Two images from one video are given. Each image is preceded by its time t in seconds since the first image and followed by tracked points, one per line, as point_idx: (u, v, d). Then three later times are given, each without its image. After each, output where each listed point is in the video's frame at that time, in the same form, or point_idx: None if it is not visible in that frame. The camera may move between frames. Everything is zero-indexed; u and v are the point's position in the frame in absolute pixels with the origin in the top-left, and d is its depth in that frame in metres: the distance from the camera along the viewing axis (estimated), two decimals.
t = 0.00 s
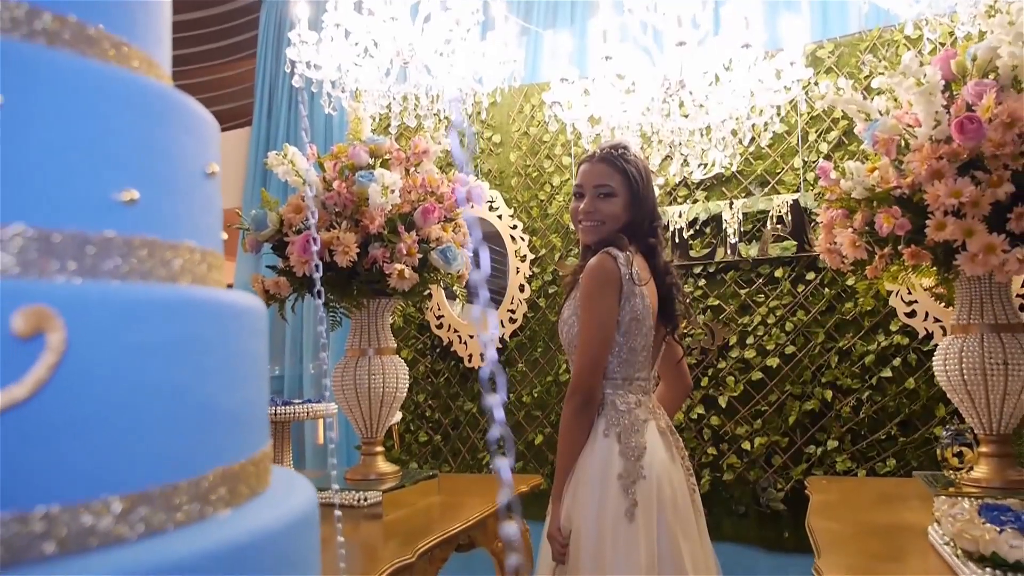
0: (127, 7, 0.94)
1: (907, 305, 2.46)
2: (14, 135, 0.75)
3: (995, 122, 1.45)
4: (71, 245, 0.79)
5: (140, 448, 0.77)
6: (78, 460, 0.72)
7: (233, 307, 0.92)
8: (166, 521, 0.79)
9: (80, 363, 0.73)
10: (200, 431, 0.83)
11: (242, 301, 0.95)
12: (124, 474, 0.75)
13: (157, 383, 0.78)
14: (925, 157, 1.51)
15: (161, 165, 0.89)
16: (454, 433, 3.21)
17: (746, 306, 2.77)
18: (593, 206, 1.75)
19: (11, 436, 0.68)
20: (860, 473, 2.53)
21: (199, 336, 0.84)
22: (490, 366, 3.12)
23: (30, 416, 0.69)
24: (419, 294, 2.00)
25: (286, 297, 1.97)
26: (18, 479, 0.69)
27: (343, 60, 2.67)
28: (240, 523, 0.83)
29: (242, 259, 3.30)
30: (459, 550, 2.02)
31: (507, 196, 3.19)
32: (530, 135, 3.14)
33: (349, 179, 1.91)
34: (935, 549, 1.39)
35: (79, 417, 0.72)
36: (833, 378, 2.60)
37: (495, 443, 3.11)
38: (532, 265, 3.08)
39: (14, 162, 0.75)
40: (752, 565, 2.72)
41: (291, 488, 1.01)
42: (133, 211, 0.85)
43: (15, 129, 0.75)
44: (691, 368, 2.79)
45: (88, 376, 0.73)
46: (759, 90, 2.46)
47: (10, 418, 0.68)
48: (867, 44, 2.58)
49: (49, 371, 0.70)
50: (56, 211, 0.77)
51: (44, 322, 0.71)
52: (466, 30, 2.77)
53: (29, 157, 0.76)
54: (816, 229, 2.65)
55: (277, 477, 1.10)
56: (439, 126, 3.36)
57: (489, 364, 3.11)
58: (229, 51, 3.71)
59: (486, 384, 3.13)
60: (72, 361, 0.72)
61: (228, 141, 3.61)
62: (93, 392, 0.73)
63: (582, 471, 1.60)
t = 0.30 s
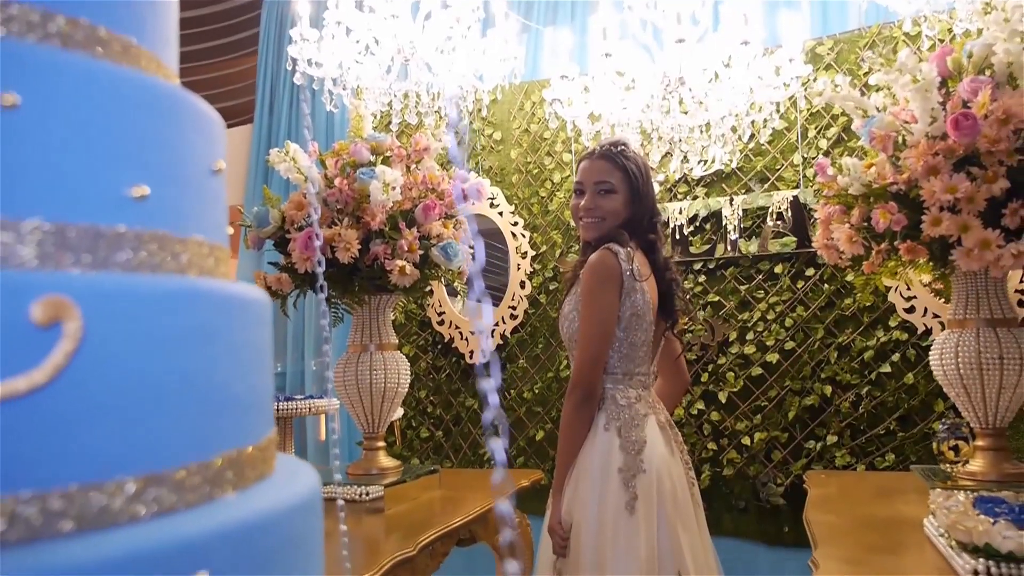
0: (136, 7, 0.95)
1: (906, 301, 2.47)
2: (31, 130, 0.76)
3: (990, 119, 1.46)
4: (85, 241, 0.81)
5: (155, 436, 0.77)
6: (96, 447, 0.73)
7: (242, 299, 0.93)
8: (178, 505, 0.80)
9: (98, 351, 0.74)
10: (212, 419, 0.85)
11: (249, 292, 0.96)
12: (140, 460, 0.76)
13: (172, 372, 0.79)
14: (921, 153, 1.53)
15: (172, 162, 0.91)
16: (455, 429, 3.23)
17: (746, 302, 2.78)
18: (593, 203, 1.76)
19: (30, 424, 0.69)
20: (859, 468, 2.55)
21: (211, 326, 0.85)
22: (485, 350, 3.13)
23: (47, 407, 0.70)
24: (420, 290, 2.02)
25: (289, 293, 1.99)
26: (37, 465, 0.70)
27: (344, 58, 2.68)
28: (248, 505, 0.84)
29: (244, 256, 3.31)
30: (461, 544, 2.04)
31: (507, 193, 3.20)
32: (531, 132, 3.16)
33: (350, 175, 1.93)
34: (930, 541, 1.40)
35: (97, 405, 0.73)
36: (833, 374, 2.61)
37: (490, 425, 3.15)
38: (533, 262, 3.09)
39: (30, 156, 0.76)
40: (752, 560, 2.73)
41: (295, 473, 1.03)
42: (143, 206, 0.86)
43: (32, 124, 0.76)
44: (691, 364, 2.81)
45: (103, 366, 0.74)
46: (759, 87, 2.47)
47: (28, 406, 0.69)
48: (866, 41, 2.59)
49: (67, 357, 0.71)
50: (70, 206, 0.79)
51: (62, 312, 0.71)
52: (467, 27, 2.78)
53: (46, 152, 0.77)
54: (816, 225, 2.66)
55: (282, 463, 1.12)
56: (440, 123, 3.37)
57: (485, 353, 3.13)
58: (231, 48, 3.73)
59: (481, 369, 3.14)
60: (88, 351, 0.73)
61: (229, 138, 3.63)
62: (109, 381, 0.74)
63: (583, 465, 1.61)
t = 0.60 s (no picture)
0: (151, 8, 0.98)
1: (905, 295, 2.49)
2: (54, 123, 0.79)
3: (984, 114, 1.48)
4: (107, 235, 0.83)
5: (174, 419, 0.80)
6: (119, 430, 0.75)
7: (254, 289, 0.95)
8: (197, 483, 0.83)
9: (121, 336, 0.76)
10: (228, 404, 0.87)
11: (259, 282, 0.98)
12: (162, 443, 0.79)
13: (190, 358, 0.82)
14: (916, 148, 1.55)
15: (188, 158, 0.93)
16: (457, 424, 3.26)
17: (746, 297, 2.80)
18: (593, 199, 1.78)
19: (54, 408, 0.71)
20: (858, 461, 2.57)
21: (225, 315, 0.87)
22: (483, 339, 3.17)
23: (70, 391, 0.72)
24: (422, 285, 2.04)
25: (292, 288, 2.01)
26: (63, 445, 0.72)
27: (346, 55, 2.69)
28: (258, 484, 0.86)
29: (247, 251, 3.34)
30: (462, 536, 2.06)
31: (508, 188, 3.22)
32: (532, 128, 3.17)
33: (352, 171, 1.95)
34: (925, 530, 1.42)
35: (116, 390, 0.75)
36: (832, 368, 2.63)
37: (486, 404, 3.22)
38: (534, 257, 3.11)
39: (55, 151, 0.79)
40: (752, 552, 2.76)
41: (300, 453, 1.05)
42: (161, 201, 0.89)
43: (55, 117, 0.79)
44: (691, 359, 2.83)
45: (124, 353, 0.76)
46: (757, 83, 2.48)
47: (53, 389, 0.71)
48: (865, 37, 2.60)
49: (93, 342, 0.74)
50: (92, 199, 0.82)
51: (87, 299, 0.74)
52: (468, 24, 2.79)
53: (69, 147, 0.80)
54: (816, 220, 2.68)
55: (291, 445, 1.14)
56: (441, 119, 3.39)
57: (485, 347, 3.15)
58: (233, 45, 3.74)
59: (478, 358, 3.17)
60: (111, 336, 0.75)
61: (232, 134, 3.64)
62: (130, 366, 0.76)
63: (583, 457, 1.64)
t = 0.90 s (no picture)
0: (165, 9, 1.00)
1: (904, 291, 2.51)
2: (73, 120, 0.81)
3: (979, 110, 1.50)
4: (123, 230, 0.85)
5: (188, 403, 0.83)
6: (137, 413, 0.79)
7: (263, 280, 0.98)
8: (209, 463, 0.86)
9: (139, 323, 0.80)
10: (238, 391, 0.90)
11: (268, 274, 1.02)
12: (175, 428, 0.82)
13: (203, 346, 0.85)
14: (912, 144, 1.57)
15: (201, 154, 0.95)
16: (458, 420, 3.27)
17: (746, 293, 2.82)
18: (593, 195, 1.80)
19: (76, 392, 0.75)
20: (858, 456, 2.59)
21: (236, 304, 0.91)
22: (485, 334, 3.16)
23: (90, 374, 0.76)
24: (423, 281, 2.06)
25: (294, 284, 2.03)
26: (84, 427, 0.75)
27: (347, 52, 2.71)
28: (266, 465, 0.89)
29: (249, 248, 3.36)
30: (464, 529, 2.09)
31: (509, 185, 3.24)
32: (532, 125, 3.19)
33: (354, 168, 1.97)
34: (920, 521, 1.44)
35: (134, 376, 0.79)
36: (832, 363, 2.64)
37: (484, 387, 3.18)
38: (535, 254, 3.13)
39: (73, 147, 0.81)
40: (752, 546, 2.78)
41: (306, 439, 1.08)
42: (175, 195, 0.91)
43: (74, 114, 0.81)
44: (691, 354, 2.85)
45: (140, 339, 0.79)
46: (757, 79, 2.49)
47: (74, 373, 0.75)
48: (864, 33, 2.61)
49: (114, 328, 0.77)
50: (109, 194, 0.84)
51: (107, 287, 0.77)
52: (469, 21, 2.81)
53: (86, 144, 0.82)
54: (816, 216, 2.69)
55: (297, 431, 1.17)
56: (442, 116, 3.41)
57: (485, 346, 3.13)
58: (235, 42, 3.76)
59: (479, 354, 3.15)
60: (129, 324, 0.79)
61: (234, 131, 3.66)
62: (146, 353, 0.80)
63: (582, 450, 1.66)
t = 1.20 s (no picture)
0: (181, 10, 1.04)
1: (903, 285, 2.53)
2: (95, 113, 0.86)
3: (973, 105, 1.52)
4: (143, 222, 0.89)
5: (206, 380, 0.87)
6: (157, 391, 0.83)
7: (274, 266, 1.02)
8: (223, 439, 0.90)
9: (159, 304, 0.84)
10: (252, 372, 0.94)
11: (279, 260, 1.05)
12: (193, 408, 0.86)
13: (219, 327, 0.89)
14: (907, 139, 1.59)
15: (216, 148, 0.99)
16: (460, 414, 3.30)
17: (746, 287, 2.84)
18: (595, 188, 1.82)
19: (101, 369, 0.79)
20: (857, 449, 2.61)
21: (249, 288, 0.95)
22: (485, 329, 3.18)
23: (115, 349, 0.80)
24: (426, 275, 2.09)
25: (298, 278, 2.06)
26: (112, 402, 0.80)
27: (349, 49, 2.73)
28: (279, 439, 0.93)
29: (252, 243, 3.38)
30: (466, 520, 2.12)
31: (510, 181, 3.26)
32: (533, 121, 3.21)
33: (356, 164, 1.99)
34: (913, 509, 1.46)
35: (154, 355, 0.83)
36: (831, 357, 2.66)
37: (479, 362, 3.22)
38: (536, 249, 3.15)
39: (97, 139, 0.86)
40: (752, 539, 2.80)
41: (309, 417, 1.11)
42: (192, 186, 0.95)
43: (97, 109, 0.86)
44: (691, 348, 2.88)
45: (162, 317, 0.84)
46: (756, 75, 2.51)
47: (100, 349, 0.79)
48: (863, 28, 2.62)
49: (136, 309, 0.82)
50: (129, 183, 0.88)
51: (132, 269, 0.82)
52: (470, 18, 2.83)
53: (108, 136, 0.86)
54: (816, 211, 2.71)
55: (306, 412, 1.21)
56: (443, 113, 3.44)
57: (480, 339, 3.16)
58: (238, 39, 3.79)
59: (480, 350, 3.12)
60: (151, 306, 0.83)
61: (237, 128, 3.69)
62: (165, 332, 0.84)
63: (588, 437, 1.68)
